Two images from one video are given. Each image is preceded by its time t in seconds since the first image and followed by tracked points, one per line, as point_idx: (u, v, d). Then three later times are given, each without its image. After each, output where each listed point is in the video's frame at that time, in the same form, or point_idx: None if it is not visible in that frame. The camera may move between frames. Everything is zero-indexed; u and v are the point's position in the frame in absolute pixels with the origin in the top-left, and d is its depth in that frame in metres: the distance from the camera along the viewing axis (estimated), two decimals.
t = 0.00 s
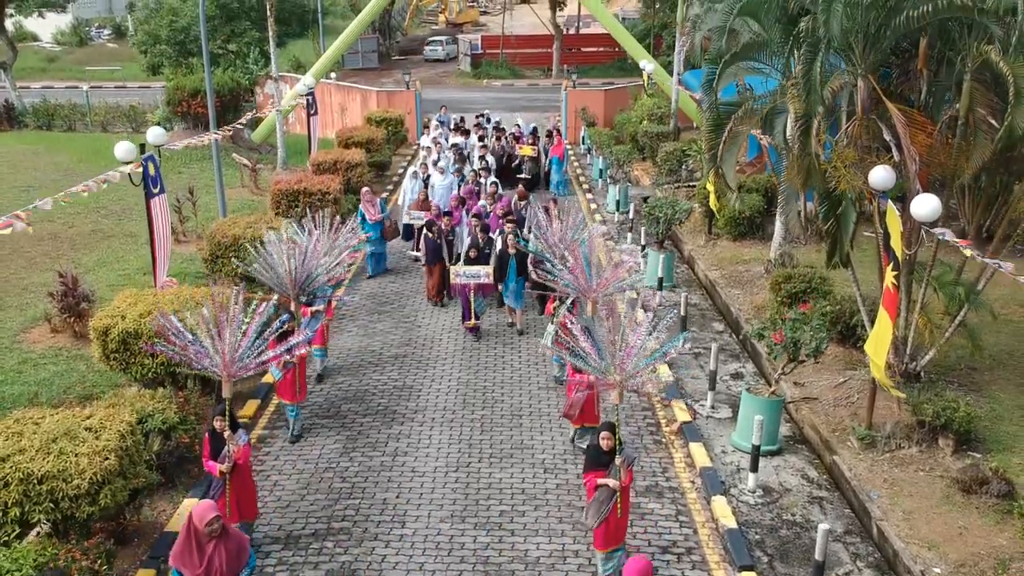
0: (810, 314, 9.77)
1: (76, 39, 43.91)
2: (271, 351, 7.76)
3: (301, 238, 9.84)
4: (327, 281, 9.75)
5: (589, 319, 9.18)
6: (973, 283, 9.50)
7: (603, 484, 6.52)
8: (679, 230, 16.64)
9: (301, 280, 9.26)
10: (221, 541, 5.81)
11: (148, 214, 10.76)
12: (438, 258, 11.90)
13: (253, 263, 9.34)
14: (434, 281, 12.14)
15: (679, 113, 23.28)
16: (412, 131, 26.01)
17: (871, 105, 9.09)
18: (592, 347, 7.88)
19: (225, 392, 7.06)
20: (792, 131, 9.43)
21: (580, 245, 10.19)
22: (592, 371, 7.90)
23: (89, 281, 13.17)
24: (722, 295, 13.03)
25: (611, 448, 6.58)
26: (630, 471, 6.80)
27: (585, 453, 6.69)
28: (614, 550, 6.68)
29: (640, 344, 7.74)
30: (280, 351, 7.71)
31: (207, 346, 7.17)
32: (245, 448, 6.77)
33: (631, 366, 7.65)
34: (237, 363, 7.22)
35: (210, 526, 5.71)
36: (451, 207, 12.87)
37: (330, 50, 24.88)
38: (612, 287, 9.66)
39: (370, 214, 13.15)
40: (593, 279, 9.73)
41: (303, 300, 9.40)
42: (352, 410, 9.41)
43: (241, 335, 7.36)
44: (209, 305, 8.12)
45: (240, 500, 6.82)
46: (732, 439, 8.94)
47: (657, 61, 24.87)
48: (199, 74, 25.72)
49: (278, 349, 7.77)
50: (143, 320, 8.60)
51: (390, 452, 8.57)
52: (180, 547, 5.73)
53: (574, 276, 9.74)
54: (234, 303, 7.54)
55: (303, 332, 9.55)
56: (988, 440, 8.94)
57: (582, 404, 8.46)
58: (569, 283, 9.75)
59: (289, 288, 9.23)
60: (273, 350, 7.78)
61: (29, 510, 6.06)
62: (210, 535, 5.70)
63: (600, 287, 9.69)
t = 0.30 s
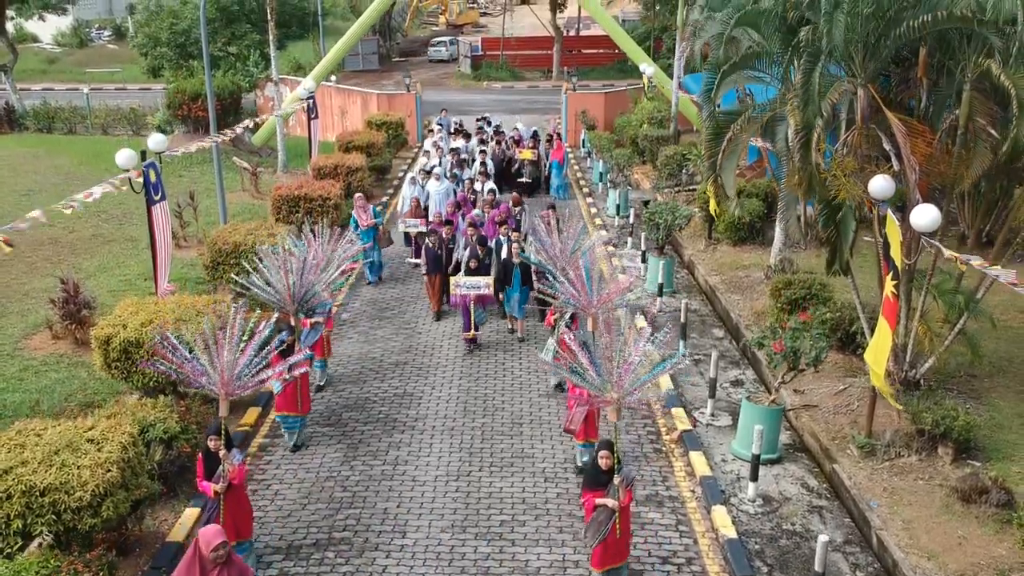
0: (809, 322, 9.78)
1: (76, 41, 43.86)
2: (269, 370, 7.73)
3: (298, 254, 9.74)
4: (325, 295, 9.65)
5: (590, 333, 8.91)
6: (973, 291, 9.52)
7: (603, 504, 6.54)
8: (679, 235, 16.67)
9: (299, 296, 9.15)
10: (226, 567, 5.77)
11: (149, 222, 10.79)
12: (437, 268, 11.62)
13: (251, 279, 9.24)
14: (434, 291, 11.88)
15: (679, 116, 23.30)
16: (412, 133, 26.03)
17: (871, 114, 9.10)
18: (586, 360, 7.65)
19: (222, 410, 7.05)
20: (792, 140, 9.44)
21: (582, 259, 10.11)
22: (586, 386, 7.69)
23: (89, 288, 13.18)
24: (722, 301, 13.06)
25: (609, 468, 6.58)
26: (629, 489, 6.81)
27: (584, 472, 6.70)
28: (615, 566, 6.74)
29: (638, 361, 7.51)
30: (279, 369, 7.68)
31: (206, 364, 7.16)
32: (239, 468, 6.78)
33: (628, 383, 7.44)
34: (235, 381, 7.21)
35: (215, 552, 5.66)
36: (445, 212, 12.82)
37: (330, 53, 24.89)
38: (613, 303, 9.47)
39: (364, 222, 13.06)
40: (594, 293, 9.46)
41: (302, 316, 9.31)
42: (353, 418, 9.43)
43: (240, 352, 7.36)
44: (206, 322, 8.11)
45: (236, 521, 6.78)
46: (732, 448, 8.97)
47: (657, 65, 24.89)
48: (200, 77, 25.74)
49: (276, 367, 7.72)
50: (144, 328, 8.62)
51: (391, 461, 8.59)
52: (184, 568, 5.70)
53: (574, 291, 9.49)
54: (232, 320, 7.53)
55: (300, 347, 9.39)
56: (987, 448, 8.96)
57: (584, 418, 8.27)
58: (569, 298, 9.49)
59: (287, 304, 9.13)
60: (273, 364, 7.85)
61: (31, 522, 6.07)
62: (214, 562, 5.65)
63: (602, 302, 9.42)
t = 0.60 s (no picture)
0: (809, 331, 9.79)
1: (76, 42, 43.79)
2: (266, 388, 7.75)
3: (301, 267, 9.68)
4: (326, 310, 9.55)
5: (592, 348, 8.95)
6: (972, 300, 9.54)
7: (603, 525, 6.56)
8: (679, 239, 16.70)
9: (298, 312, 9.04)
10: None
11: (149, 229, 10.82)
12: (438, 278, 11.66)
13: (252, 292, 9.12)
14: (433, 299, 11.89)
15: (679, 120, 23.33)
16: (412, 137, 26.05)
17: (869, 124, 9.12)
18: (588, 377, 7.66)
19: (217, 430, 7.07)
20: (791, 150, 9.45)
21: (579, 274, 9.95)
22: (586, 404, 7.72)
23: (90, 294, 13.21)
24: (722, 307, 13.09)
25: (609, 488, 6.57)
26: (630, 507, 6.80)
27: (584, 492, 6.68)
28: None
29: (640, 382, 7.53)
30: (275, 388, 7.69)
31: (202, 384, 7.18)
32: (234, 487, 6.76)
33: (628, 404, 7.47)
34: (231, 400, 7.23)
35: None
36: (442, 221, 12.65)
37: (330, 57, 24.92)
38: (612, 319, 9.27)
39: (359, 234, 12.82)
40: (592, 309, 9.26)
41: (300, 331, 9.20)
42: (353, 427, 9.46)
43: (236, 371, 7.39)
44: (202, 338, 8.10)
45: (231, 541, 6.80)
46: (731, 457, 9.00)
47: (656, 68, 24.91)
48: (201, 80, 25.78)
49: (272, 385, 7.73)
50: (146, 338, 8.64)
51: (391, 470, 8.62)
52: None
53: (573, 307, 9.31)
54: (227, 338, 7.54)
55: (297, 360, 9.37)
56: (986, 457, 8.99)
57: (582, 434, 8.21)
58: (568, 314, 9.32)
59: (287, 319, 9.01)
60: (271, 381, 7.86)
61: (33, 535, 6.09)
62: None
63: (599, 318, 9.24)
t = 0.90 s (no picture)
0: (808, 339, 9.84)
1: (77, 44, 43.73)
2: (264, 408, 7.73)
3: (297, 287, 9.55)
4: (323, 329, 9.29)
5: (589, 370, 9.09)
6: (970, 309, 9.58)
7: (603, 548, 6.62)
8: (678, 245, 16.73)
9: (293, 330, 8.79)
10: None
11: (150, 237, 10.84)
12: (438, 289, 11.52)
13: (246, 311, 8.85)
14: (432, 311, 11.83)
15: (679, 124, 23.36)
16: (412, 140, 26.08)
17: (868, 135, 9.16)
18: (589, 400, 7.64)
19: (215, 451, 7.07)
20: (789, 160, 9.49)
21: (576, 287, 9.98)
22: (588, 428, 7.68)
23: (91, 301, 13.25)
24: (721, 314, 13.12)
25: (612, 511, 6.66)
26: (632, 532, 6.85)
27: (586, 515, 6.77)
28: None
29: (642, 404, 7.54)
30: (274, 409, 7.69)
31: (201, 406, 7.17)
32: (232, 506, 6.79)
33: (631, 428, 7.46)
34: (230, 422, 7.22)
35: None
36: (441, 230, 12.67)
37: (331, 61, 24.94)
38: (608, 332, 9.29)
39: (357, 244, 12.81)
40: (589, 322, 9.26)
41: (295, 352, 8.94)
42: (353, 436, 9.49)
43: (235, 391, 7.38)
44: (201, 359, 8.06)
45: (227, 561, 6.81)
46: (729, 466, 9.04)
47: (656, 72, 24.94)
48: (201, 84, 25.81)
49: (271, 406, 7.71)
50: (147, 349, 8.67)
51: (391, 479, 8.65)
52: None
53: (571, 322, 9.28)
54: (225, 357, 7.51)
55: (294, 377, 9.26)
56: (984, 467, 9.02)
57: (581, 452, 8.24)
58: (564, 327, 9.30)
59: (281, 338, 8.76)
60: (266, 402, 7.83)
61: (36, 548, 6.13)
62: None
63: (597, 332, 9.23)
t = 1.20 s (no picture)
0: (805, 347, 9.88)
1: (77, 46, 43.58)
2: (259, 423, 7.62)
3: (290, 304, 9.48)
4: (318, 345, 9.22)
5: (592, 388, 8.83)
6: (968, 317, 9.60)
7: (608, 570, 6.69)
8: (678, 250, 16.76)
9: (288, 345, 8.73)
10: None
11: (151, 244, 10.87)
12: (434, 296, 11.55)
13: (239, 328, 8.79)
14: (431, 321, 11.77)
15: (678, 127, 23.38)
16: (412, 143, 26.11)
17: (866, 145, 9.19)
18: (592, 418, 7.44)
19: (212, 470, 7.06)
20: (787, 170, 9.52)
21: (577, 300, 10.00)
22: (594, 450, 7.42)
23: (92, 307, 13.28)
24: (721, 320, 13.15)
25: (618, 531, 6.72)
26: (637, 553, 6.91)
27: (591, 535, 6.83)
28: None
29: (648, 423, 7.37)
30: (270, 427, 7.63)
31: (197, 424, 7.18)
32: (231, 527, 6.80)
33: (636, 447, 7.23)
34: (226, 439, 7.20)
35: None
36: (440, 238, 12.71)
37: (331, 64, 24.96)
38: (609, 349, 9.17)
39: (354, 252, 12.76)
40: (589, 338, 9.10)
41: (290, 367, 8.83)
42: (353, 444, 9.53)
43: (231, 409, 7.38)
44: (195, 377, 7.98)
45: None
46: (728, 475, 9.08)
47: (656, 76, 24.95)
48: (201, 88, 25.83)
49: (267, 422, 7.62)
50: (148, 359, 8.72)
51: (391, 488, 8.69)
52: None
53: (571, 336, 9.15)
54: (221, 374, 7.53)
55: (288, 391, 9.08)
56: (981, 475, 9.05)
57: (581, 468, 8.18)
58: (565, 343, 9.14)
59: (275, 353, 8.66)
60: (262, 418, 7.67)
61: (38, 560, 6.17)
62: None
63: (597, 348, 9.08)
